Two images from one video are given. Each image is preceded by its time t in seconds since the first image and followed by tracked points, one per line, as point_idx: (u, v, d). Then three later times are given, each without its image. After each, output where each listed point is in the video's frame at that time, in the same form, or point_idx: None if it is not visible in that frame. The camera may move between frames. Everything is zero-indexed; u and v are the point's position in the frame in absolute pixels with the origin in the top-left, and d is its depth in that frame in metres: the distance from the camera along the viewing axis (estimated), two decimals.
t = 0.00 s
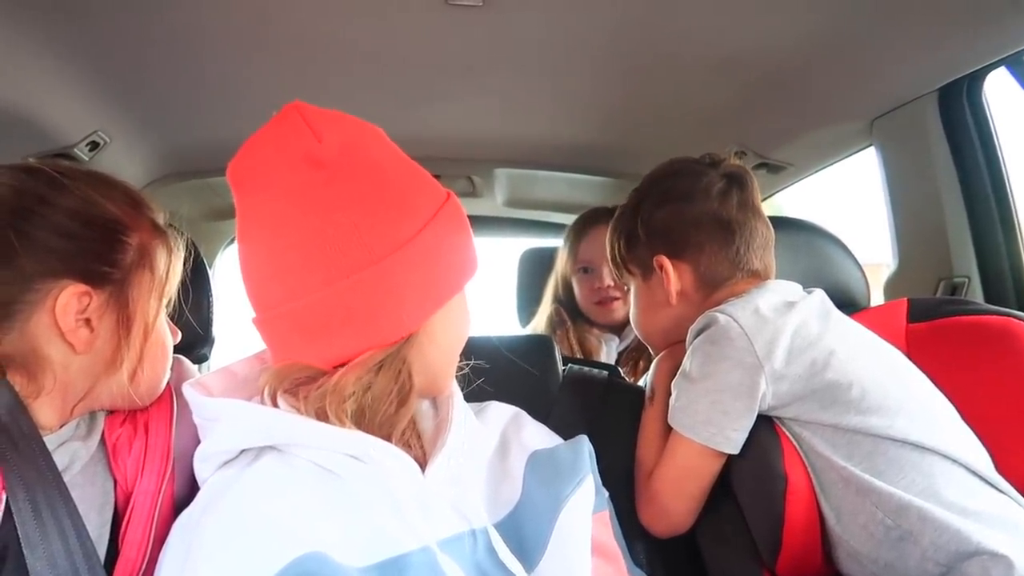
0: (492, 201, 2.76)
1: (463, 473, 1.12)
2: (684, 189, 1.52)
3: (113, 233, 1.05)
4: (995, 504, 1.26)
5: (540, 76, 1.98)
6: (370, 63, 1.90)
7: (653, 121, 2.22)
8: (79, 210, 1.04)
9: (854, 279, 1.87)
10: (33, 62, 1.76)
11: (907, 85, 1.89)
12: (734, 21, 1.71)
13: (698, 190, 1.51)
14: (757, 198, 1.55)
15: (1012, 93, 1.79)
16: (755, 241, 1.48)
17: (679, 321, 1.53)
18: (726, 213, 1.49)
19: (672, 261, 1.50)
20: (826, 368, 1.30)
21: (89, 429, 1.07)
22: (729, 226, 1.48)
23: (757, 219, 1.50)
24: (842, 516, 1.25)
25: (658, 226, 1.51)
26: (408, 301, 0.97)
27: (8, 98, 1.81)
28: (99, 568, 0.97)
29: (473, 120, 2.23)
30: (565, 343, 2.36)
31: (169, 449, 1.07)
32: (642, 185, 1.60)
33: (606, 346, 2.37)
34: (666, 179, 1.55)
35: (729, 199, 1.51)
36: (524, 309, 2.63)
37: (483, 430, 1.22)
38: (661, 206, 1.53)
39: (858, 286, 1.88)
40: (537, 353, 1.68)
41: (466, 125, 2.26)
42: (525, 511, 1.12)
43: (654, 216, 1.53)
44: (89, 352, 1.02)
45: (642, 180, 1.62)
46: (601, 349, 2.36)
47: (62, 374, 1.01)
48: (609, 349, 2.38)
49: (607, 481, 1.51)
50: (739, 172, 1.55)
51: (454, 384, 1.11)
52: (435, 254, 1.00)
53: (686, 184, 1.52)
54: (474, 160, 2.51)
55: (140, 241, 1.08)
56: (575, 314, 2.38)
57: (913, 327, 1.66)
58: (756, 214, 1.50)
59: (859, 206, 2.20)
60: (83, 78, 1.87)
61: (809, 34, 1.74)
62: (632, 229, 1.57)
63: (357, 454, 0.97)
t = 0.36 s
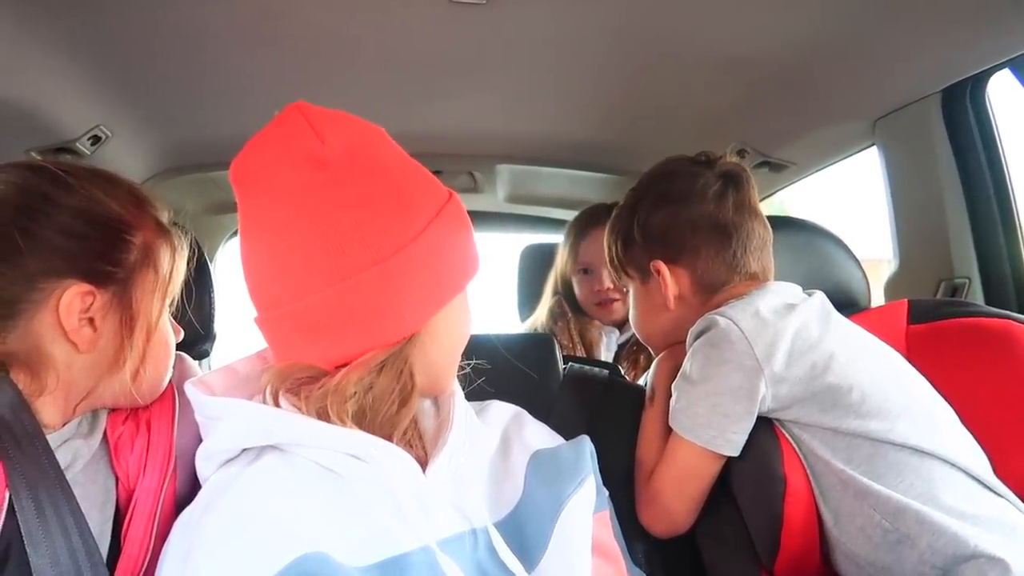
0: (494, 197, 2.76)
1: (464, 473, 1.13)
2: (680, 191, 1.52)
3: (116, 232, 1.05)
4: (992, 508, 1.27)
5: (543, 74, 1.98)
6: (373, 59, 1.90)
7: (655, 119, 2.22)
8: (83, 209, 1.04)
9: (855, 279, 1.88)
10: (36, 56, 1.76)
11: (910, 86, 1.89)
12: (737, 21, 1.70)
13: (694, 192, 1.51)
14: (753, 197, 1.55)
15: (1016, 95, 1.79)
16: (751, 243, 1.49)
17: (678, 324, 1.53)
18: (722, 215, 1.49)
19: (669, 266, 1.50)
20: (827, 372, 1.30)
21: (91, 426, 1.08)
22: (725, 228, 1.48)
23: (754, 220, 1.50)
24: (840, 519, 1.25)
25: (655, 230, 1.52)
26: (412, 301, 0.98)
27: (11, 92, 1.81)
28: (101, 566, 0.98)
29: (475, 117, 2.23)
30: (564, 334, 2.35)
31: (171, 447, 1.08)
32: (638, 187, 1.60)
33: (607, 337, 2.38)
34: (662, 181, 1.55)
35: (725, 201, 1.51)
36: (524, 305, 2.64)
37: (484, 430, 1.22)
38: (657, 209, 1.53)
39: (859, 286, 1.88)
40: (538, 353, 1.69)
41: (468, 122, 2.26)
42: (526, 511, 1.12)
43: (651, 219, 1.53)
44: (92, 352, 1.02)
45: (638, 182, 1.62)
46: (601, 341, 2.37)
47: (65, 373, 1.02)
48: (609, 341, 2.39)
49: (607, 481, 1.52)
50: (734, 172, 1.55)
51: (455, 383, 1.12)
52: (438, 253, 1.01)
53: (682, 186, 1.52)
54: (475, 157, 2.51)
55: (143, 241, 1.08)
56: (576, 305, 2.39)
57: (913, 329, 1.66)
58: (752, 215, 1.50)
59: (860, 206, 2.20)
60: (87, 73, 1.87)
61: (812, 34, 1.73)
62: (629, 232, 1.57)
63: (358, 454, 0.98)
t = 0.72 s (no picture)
0: (493, 198, 2.76)
1: (462, 474, 1.13)
2: (678, 192, 1.52)
3: (114, 231, 1.05)
4: (991, 508, 1.27)
5: (543, 73, 1.98)
6: (372, 59, 1.90)
7: (654, 119, 2.22)
8: (81, 209, 1.04)
9: (853, 279, 1.88)
10: (35, 56, 1.76)
11: (908, 87, 1.89)
12: (736, 21, 1.70)
13: (693, 193, 1.51)
14: (752, 198, 1.55)
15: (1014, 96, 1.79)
16: (751, 244, 1.49)
17: (677, 325, 1.53)
18: (721, 216, 1.49)
19: (668, 266, 1.50)
20: (825, 372, 1.30)
21: (89, 426, 1.07)
22: (724, 229, 1.48)
23: (753, 221, 1.51)
24: (838, 519, 1.26)
25: (654, 230, 1.52)
26: (411, 301, 0.98)
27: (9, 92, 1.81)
28: (100, 565, 0.98)
29: (474, 117, 2.23)
30: (563, 333, 2.34)
31: (169, 447, 1.08)
32: (636, 188, 1.60)
33: (606, 337, 2.38)
34: (661, 182, 1.55)
35: (724, 201, 1.51)
36: (523, 305, 2.64)
37: (483, 430, 1.22)
38: (655, 209, 1.53)
39: (858, 286, 1.88)
40: (536, 353, 1.68)
41: (468, 122, 2.26)
42: (525, 511, 1.13)
43: (649, 220, 1.53)
44: (90, 351, 1.02)
45: (636, 182, 1.62)
46: (599, 340, 2.36)
47: (63, 372, 1.02)
48: (609, 341, 2.39)
49: (606, 481, 1.52)
50: (732, 173, 1.55)
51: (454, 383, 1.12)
52: (438, 253, 1.01)
53: (680, 187, 1.53)
54: (475, 157, 2.51)
55: (143, 240, 1.08)
56: (577, 304, 2.39)
57: (912, 329, 1.66)
58: (751, 216, 1.51)
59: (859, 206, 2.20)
60: (86, 73, 1.87)
61: (811, 35, 1.74)
62: (628, 232, 1.57)
63: (356, 455, 0.98)
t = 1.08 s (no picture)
0: (492, 198, 2.75)
1: (462, 475, 1.12)
2: (676, 195, 1.52)
3: (113, 230, 1.05)
4: (989, 512, 1.27)
5: (543, 75, 1.98)
6: (373, 59, 1.90)
7: (653, 121, 2.22)
8: (80, 208, 1.04)
9: (852, 282, 1.88)
10: (33, 54, 1.75)
11: (909, 90, 1.89)
12: (736, 22, 1.70)
13: (690, 197, 1.51)
14: (749, 201, 1.55)
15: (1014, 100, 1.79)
16: (748, 248, 1.50)
17: (675, 329, 1.53)
18: (718, 220, 1.49)
19: (666, 270, 1.50)
20: (824, 376, 1.30)
21: (87, 426, 1.08)
22: (722, 233, 1.49)
23: (750, 225, 1.51)
24: (836, 522, 1.26)
25: (652, 235, 1.51)
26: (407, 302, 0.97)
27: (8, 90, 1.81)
28: (96, 566, 0.97)
29: (473, 118, 2.23)
30: (568, 339, 2.35)
31: (166, 447, 1.07)
32: (633, 191, 1.59)
33: (610, 343, 2.37)
34: (658, 185, 1.55)
35: (721, 205, 1.51)
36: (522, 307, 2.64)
37: (481, 430, 1.22)
38: (653, 214, 1.52)
39: (857, 289, 1.88)
40: (535, 354, 1.66)
41: (467, 123, 2.26)
42: (522, 513, 1.12)
43: (647, 223, 1.53)
44: (88, 351, 1.02)
45: (632, 185, 1.62)
46: (604, 346, 2.36)
47: (60, 372, 1.01)
48: (614, 347, 2.39)
49: (603, 484, 1.52)
50: (730, 176, 1.55)
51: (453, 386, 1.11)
52: (435, 254, 1.00)
53: (678, 191, 1.52)
54: (474, 158, 2.50)
55: (141, 240, 1.08)
56: (580, 309, 2.39)
57: (910, 332, 1.66)
58: (749, 220, 1.51)
59: (858, 209, 2.20)
60: (86, 72, 1.87)
61: (812, 37, 1.74)
62: (625, 236, 1.57)
63: (353, 458, 0.97)
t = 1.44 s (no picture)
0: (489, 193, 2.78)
1: (459, 473, 1.13)
2: (669, 194, 1.53)
3: (110, 221, 1.05)
4: (977, 511, 1.28)
5: (543, 71, 1.99)
6: (372, 53, 1.90)
7: (651, 118, 2.22)
8: (78, 198, 1.04)
9: (846, 283, 1.89)
10: (32, 44, 1.75)
11: (905, 92, 1.90)
12: (736, 21, 1.71)
13: (684, 195, 1.52)
14: (743, 200, 1.56)
15: (1009, 103, 1.80)
16: (741, 247, 1.51)
17: (668, 327, 1.54)
18: (713, 219, 1.50)
19: (660, 268, 1.51)
20: (815, 375, 1.31)
21: (82, 416, 1.08)
22: (716, 232, 1.49)
23: (743, 223, 1.52)
24: (825, 519, 1.27)
25: (646, 233, 1.52)
26: (373, 301, 0.93)
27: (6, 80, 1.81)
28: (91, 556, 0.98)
29: (472, 113, 2.23)
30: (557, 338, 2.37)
31: (162, 439, 1.08)
32: (627, 189, 1.60)
33: (599, 344, 2.37)
34: (652, 184, 1.56)
35: (715, 204, 1.52)
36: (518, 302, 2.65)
37: (483, 425, 1.22)
38: (647, 212, 1.53)
39: (851, 289, 1.89)
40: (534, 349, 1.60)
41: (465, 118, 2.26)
42: (515, 517, 1.14)
43: (642, 222, 1.53)
44: (84, 341, 1.02)
45: (628, 183, 1.62)
46: (593, 347, 2.36)
47: (56, 362, 1.02)
48: (602, 348, 2.38)
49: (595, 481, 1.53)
50: (725, 175, 1.56)
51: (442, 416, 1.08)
52: (413, 260, 0.94)
53: (672, 189, 1.53)
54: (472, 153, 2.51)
55: (138, 232, 1.08)
56: (569, 309, 2.40)
57: (903, 332, 1.67)
58: (742, 219, 1.52)
59: (853, 210, 2.21)
60: (84, 61, 1.87)
61: (810, 38, 1.74)
62: (619, 234, 1.58)
63: (344, 465, 1.00)
